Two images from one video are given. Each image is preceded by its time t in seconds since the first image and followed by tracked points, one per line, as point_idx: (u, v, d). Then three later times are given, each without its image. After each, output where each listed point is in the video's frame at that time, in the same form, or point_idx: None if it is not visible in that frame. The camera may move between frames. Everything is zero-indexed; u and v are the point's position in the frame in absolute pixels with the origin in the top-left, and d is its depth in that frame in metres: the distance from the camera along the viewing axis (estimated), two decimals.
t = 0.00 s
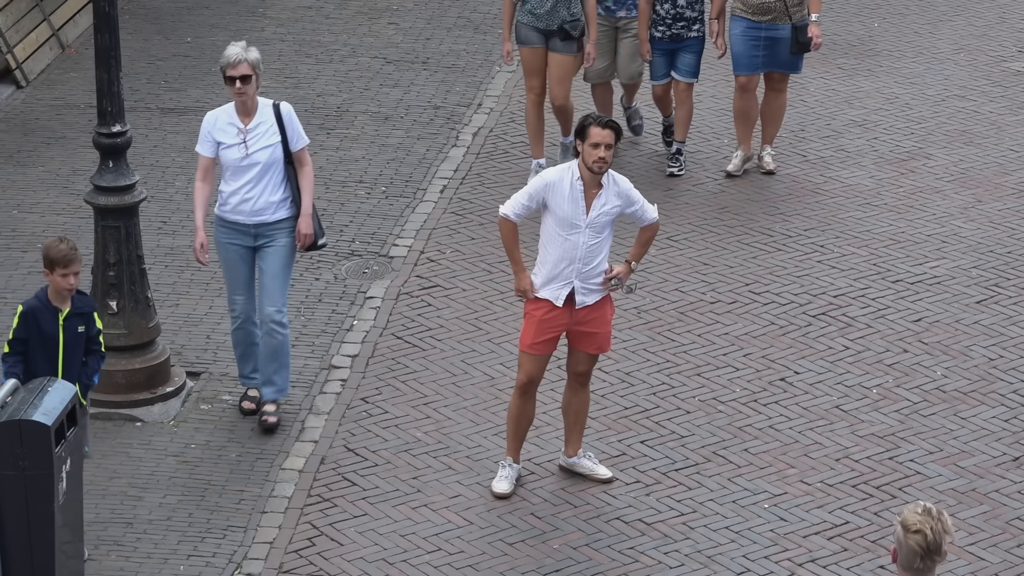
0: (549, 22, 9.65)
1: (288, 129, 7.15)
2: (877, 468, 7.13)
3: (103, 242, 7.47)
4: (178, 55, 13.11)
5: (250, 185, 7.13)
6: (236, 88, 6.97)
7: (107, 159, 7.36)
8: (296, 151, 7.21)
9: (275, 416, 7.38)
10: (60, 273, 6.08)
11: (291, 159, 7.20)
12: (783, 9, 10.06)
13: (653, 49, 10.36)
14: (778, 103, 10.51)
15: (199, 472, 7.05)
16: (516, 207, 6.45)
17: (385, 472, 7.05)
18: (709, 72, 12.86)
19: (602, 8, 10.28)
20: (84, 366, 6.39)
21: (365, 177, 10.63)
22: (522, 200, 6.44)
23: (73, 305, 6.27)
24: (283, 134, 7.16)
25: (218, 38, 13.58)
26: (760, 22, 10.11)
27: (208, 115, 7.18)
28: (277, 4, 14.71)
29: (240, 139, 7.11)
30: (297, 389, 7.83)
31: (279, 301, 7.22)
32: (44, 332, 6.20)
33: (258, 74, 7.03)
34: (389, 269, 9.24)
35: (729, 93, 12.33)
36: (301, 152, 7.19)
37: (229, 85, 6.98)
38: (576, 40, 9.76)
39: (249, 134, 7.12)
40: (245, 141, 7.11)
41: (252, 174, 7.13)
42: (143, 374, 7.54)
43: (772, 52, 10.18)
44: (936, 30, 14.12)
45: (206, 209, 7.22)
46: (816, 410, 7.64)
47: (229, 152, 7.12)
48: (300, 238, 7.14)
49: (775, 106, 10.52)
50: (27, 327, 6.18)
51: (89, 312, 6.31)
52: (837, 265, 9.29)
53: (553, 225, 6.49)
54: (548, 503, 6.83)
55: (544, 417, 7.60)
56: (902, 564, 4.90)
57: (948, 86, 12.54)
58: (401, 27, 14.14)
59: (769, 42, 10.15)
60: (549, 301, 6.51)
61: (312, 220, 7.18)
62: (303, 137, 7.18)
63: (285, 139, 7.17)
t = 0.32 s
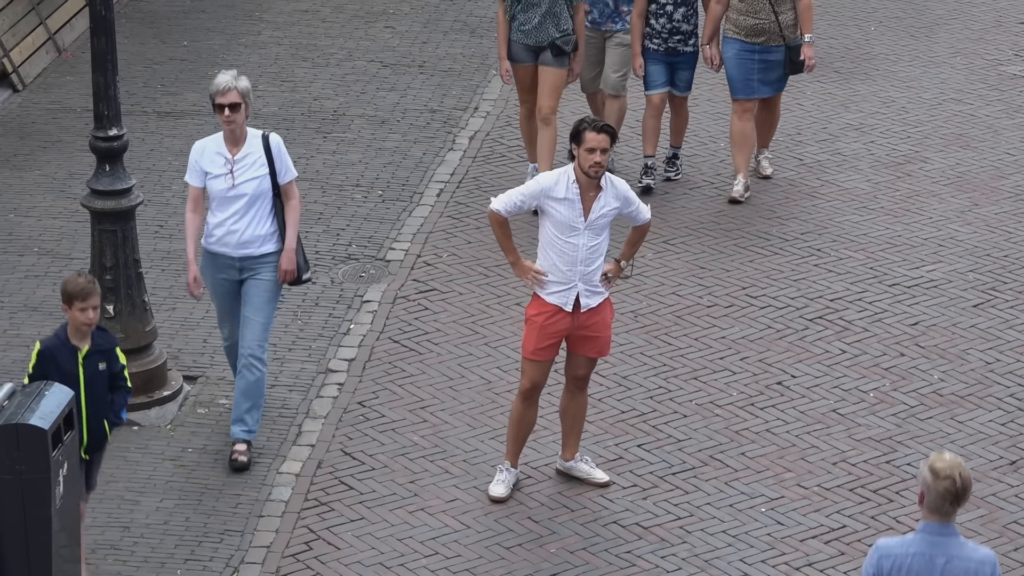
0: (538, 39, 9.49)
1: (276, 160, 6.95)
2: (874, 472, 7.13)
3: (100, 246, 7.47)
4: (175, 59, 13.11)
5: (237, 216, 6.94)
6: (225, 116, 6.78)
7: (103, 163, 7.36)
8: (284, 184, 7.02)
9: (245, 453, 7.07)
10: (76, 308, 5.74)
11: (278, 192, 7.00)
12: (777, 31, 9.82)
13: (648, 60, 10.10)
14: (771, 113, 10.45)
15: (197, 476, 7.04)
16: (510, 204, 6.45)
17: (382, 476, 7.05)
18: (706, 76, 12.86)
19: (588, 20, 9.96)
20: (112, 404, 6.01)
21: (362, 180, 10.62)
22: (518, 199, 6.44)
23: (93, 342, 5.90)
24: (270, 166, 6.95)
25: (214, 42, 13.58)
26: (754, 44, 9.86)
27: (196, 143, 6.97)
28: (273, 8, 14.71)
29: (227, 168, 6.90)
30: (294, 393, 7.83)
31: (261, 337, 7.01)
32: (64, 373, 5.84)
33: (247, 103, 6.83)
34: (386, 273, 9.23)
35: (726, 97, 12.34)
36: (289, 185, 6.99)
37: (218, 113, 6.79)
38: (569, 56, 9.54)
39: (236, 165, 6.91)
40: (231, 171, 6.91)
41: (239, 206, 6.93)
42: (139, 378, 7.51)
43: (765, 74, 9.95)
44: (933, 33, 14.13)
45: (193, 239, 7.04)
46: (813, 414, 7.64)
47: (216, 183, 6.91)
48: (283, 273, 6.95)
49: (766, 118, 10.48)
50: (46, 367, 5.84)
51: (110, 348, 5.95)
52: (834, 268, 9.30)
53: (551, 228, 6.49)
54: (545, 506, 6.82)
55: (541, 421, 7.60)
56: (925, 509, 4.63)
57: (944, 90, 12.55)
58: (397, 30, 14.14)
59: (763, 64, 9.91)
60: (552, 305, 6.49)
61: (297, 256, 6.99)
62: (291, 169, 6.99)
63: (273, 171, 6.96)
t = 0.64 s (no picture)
0: (535, 58, 9.46)
1: (267, 189, 6.71)
2: (874, 483, 7.13)
3: (100, 257, 7.46)
4: (174, 70, 13.13)
5: (228, 246, 6.71)
6: (216, 145, 6.55)
7: (103, 174, 7.37)
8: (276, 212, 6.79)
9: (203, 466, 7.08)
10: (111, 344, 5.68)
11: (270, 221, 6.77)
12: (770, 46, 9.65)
13: (638, 86, 9.89)
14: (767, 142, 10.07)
15: (196, 487, 7.03)
16: (510, 225, 6.45)
17: (381, 487, 7.04)
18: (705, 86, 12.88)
19: (583, 40, 9.94)
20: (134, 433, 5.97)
21: (362, 191, 10.63)
22: (516, 219, 6.43)
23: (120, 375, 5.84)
24: (263, 195, 6.71)
25: (214, 53, 13.60)
26: (747, 62, 9.72)
27: (185, 170, 6.74)
28: (273, 19, 14.74)
29: (217, 198, 6.67)
30: (293, 404, 7.82)
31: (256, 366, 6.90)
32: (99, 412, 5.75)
33: (238, 130, 6.62)
34: (385, 284, 9.24)
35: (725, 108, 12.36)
36: (281, 214, 6.76)
37: (208, 141, 6.56)
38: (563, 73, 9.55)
39: (227, 193, 6.68)
40: (222, 200, 6.67)
41: (231, 236, 6.69)
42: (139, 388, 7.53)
43: (762, 91, 9.78)
44: (932, 44, 14.16)
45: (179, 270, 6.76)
46: (812, 425, 7.64)
47: (206, 212, 6.69)
48: (282, 302, 6.74)
49: (764, 147, 10.10)
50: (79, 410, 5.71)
51: (136, 381, 5.89)
52: (833, 279, 9.31)
53: (551, 243, 6.49)
54: (545, 517, 6.82)
55: (540, 432, 7.60)
56: (934, 462, 4.93)
57: (943, 100, 12.57)
58: (397, 41, 14.17)
59: (759, 81, 9.76)
60: (554, 319, 6.49)
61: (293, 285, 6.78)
62: (283, 198, 6.75)
63: (264, 199, 6.72)
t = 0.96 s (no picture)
0: (520, 70, 9.30)
1: (251, 224, 6.48)
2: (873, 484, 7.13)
3: (99, 258, 7.47)
4: (174, 71, 13.13)
5: (212, 285, 6.46)
6: (196, 182, 6.30)
7: (102, 175, 7.38)
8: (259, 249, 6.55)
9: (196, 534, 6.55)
10: (147, 377, 5.41)
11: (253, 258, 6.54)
12: (770, 63, 9.43)
13: (630, 98, 9.66)
14: (765, 164, 9.65)
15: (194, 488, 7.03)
16: (508, 225, 6.46)
17: (381, 488, 7.04)
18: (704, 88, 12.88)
19: (577, 47, 9.75)
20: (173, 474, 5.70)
21: (361, 193, 10.64)
22: (515, 219, 6.45)
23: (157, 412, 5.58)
24: (246, 229, 6.48)
25: (213, 55, 13.61)
26: (746, 80, 9.47)
27: (168, 206, 6.49)
28: (273, 21, 14.76)
29: (201, 234, 6.43)
30: (293, 406, 7.82)
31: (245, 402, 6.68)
32: (133, 448, 5.48)
33: (218, 166, 6.35)
34: (385, 286, 9.24)
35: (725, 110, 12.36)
36: (264, 250, 6.52)
37: (189, 180, 6.30)
38: (546, 90, 9.41)
39: (210, 231, 6.43)
40: (206, 236, 6.43)
41: (214, 275, 6.45)
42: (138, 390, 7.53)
43: (763, 107, 9.49)
44: (931, 46, 14.16)
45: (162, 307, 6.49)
46: (812, 427, 7.64)
47: (189, 249, 6.44)
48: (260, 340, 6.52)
49: (761, 168, 9.64)
50: (112, 444, 5.45)
51: (173, 418, 5.62)
52: (832, 281, 9.31)
53: (550, 243, 6.49)
54: (544, 519, 6.82)
55: (540, 433, 7.60)
56: (941, 380, 5.17)
57: (943, 102, 12.58)
58: (397, 43, 14.18)
59: (760, 97, 9.48)
60: (554, 319, 6.49)
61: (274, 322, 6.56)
62: (267, 233, 6.52)
63: (247, 236, 6.49)
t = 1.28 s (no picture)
0: (492, 79, 9.09)
1: (237, 239, 6.24)
2: (874, 486, 7.13)
3: (100, 260, 7.47)
4: (175, 73, 13.13)
5: (199, 304, 6.21)
6: (183, 206, 6.05)
7: (104, 177, 7.38)
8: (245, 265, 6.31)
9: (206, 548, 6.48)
10: (160, 429, 5.26)
11: (239, 274, 6.29)
12: (775, 72, 9.22)
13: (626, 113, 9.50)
14: (767, 173, 9.56)
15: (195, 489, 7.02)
16: (508, 230, 6.48)
17: (381, 490, 7.04)
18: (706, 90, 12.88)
19: (569, 58, 9.55)
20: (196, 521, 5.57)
21: (362, 195, 10.64)
22: (514, 224, 6.46)
23: (176, 461, 5.42)
24: (233, 245, 6.25)
25: (214, 57, 13.61)
26: (750, 88, 9.27)
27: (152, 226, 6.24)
28: (274, 23, 14.76)
29: (188, 252, 6.18)
30: (294, 407, 7.82)
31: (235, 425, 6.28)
32: (148, 499, 5.37)
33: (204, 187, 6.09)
34: (386, 287, 9.24)
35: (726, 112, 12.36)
36: (251, 266, 6.29)
37: (175, 202, 6.05)
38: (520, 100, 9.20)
39: (197, 248, 6.20)
40: (193, 254, 6.19)
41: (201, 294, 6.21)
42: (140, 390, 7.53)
43: (765, 117, 9.30)
44: (933, 48, 14.16)
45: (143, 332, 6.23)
46: (813, 428, 7.64)
47: (176, 268, 6.18)
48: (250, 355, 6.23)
49: (763, 177, 9.57)
50: (127, 494, 5.36)
51: (193, 466, 5.46)
52: (833, 283, 9.30)
53: (549, 247, 6.49)
54: (545, 520, 6.82)
55: (541, 435, 7.60)
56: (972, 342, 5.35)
57: (944, 104, 12.58)
58: (398, 45, 14.18)
59: (763, 108, 9.29)
60: (554, 323, 6.49)
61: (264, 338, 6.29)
62: (254, 249, 6.28)
63: (234, 251, 6.26)
